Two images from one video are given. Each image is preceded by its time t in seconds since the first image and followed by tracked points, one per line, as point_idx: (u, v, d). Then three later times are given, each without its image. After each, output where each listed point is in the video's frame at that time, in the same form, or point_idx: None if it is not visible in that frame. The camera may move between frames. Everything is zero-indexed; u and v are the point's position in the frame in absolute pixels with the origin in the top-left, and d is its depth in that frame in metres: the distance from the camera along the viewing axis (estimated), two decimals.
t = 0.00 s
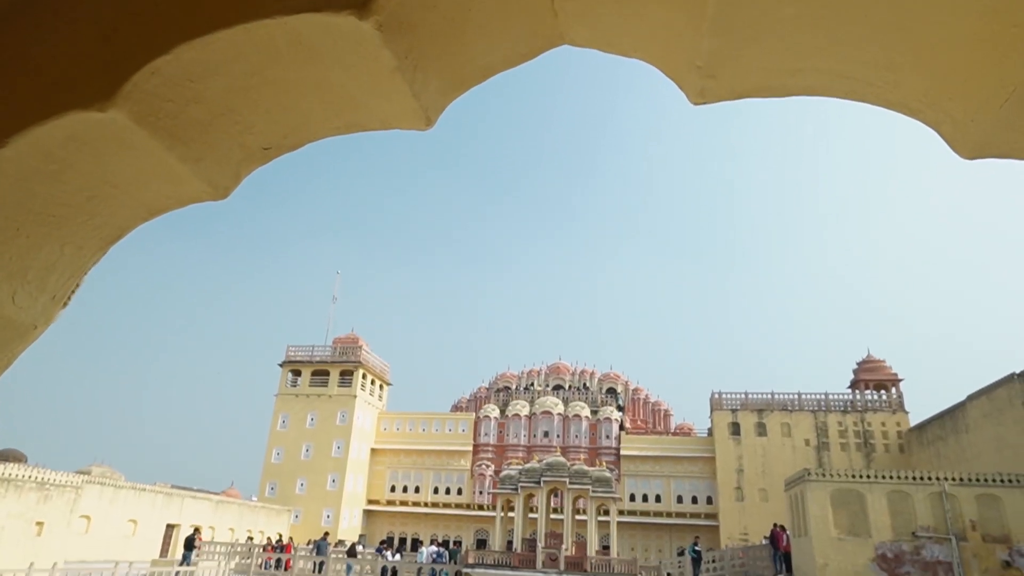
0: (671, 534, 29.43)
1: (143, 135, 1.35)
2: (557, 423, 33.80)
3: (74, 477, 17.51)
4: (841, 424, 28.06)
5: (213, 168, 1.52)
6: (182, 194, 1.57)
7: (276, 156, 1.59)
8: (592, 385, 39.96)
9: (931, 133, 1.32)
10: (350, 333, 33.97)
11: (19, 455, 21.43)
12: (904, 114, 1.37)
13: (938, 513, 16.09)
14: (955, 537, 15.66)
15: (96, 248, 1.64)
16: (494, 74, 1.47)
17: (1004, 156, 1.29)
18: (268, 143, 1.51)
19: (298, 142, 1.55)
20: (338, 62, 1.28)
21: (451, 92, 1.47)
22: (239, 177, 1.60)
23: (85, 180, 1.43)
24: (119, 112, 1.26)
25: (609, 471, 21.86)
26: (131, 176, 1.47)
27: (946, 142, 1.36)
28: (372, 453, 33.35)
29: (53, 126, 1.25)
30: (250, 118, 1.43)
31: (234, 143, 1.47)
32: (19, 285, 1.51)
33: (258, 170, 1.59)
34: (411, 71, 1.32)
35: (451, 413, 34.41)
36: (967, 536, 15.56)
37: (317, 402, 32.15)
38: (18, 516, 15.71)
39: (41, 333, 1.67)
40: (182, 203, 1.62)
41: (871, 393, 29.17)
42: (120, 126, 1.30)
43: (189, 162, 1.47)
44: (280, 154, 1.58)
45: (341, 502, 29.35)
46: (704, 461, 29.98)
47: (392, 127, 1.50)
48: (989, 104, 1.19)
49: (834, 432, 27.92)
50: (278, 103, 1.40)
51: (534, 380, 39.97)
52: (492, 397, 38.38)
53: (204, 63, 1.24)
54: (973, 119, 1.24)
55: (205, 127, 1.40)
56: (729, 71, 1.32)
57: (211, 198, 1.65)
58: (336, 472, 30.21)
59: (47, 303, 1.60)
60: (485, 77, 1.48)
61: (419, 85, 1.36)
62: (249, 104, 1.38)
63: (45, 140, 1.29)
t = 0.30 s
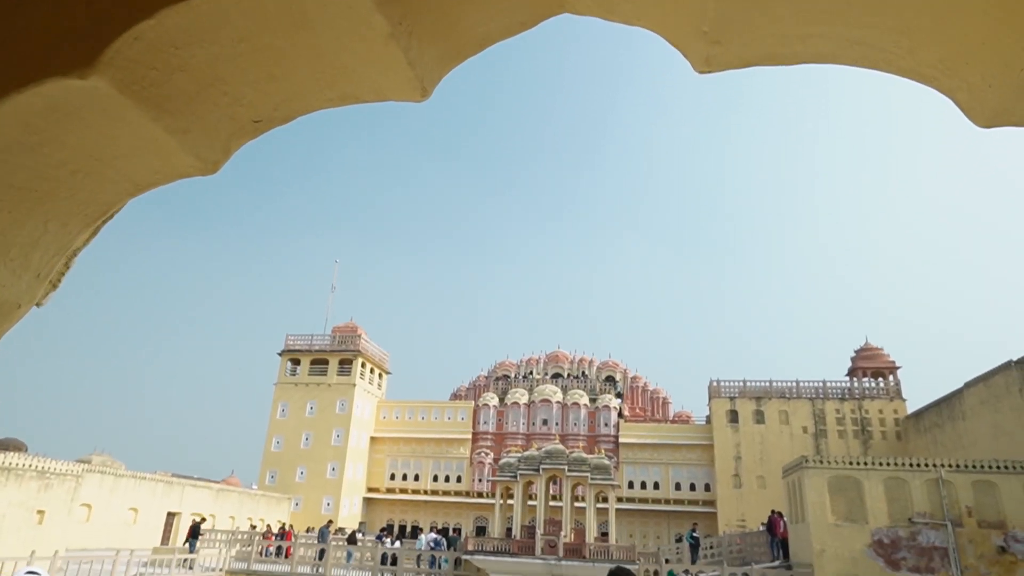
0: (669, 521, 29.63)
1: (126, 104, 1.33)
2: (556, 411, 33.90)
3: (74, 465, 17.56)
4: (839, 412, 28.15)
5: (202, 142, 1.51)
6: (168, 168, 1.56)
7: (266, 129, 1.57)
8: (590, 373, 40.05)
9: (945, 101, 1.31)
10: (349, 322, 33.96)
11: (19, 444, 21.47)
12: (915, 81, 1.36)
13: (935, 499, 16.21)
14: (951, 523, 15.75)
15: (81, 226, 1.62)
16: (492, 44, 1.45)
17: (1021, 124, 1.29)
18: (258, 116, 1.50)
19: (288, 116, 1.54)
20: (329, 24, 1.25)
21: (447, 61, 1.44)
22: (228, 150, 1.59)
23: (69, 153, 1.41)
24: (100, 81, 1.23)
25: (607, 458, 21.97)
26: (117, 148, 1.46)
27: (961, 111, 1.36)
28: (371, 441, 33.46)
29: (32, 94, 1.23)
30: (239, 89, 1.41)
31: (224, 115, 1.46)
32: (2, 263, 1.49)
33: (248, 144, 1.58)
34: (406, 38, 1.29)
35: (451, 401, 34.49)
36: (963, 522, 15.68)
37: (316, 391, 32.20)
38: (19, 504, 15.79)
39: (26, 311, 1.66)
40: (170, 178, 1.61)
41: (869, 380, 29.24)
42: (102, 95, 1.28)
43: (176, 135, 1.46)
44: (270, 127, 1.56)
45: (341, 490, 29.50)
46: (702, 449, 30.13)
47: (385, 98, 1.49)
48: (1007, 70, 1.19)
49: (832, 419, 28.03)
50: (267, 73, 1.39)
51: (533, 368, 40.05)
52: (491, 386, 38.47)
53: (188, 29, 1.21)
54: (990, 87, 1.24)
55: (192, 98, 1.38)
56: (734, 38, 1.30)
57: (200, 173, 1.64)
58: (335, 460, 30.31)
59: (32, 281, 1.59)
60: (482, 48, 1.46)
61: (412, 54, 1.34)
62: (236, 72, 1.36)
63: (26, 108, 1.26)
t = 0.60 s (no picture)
0: (667, 507, 29.84)
1: (108, 79, 1.31)
2: (554, 399, 34.00)
3: (74, 454, 17.60)
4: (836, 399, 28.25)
5: (188, 119, 1.50)
6: (153, 144, 1.55)
7: (253, 104, 1.57)
8: (589, 361, 40.14)
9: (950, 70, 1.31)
10: (347, 311, 33.92)
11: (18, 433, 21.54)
12: (920, 51, 1.36)
13: (931, 485, 16.31)
14: (947, 508, 15.85)
15: (65, 206, 1.60)
16: (484, 17, 1.44)
17: None
18: (245, 91, 1.50)
19: (277, 92, 1.54)
20: None
21: (438, 33, 1.44)
22: (215, 127, 1.59)
23: (49, 129, 1.40)
24: (81, 53, 1.22)
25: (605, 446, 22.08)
26: (100, 125, 1.45)
27: (967, 81, 1.37)
28: (370, 429, 33.57)
29: (12, 68, 1.21)
30: (224, 62, 1.40)
31: (211, 91, 1.45)
32: None
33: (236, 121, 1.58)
34: (397, 9, 1.29)
35: (449, 389, 34.57)
36: (959, 508, 15.80)
37: (315, 379, 32.23)
38: (20, 493, 15.83)
39: (9, 291, 1.65)
40: (156, 156, 1.62)
41: (867, 367, 29.32)
42: (84, 68, 1.26)
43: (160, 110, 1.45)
44: (257, 102, 1.55)
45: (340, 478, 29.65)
46: (700, 437, 30.28)
47: (375, 71, 1.48)
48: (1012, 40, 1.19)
49: (829, 406, 28.14)
50: (257, 46, 1.40)
51: (531, 356, 40.14)
52: (489, 374, 38.57)
53: None
54: (998, 57, 1.24)
55: (176, 71, 1.37)
56: (736, 7, 1.30)
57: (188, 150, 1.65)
58: (335, 449, 30.41)
59: (16, 260, 1.59)
60: (474, 21, 1.46)
61: (403, 25, 1.33)
62: (221, 43, 1.35)
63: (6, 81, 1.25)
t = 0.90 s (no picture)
0: (664, 494, 30.05)
1: (88, 48, 1.35)
2: (552, 387, 34.09)
3: (73, 443, 17.63)
4: (832, 386, 28.38)
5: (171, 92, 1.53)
6: (134, 120, 1.58)
7: (239, 80, 1.60)
8: (586, 350, 40.23)
9: (953, 39, 1.38)
10: (344, 299, 33.86)
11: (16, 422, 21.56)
12: (918, 22, 1.43)
13: (926, 472, 16.38)
14: (942, 495, 15.97)
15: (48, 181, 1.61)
16: None
17: None
18: (230, 66, 1.52)
19: (262, 65, 1.56)
20: None
21: (426, 9, 1.46)
22: (197, 104, 1.62)
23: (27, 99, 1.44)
24: (56, 22, 1.25)
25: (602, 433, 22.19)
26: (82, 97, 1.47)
27: (967, 53, 1.46)
28: (368, 418, 33.65)
29: None
30: (207, 36, 1.43)
31: (194, 65, 1.48)
32: None
33: (220, 97, 1.61)
34: None
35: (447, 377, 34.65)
36: (953, 494, 15.88)
37: (313, 367, 32.28)
38: (18, 482, 15.86)
39: None
40: (140, 131, 1.64)
41: (863, 355, 29.42)
42: (62, 38, 1.30)
43: (143, 84, 1.49)
44: (242, 78, 1.58)
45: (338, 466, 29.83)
46: (697, 424, 30.43)
47: (366, 45, 1.52)
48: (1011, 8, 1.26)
49: (826, 394, 28.26)
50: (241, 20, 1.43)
51: (529, 344, 40.24)
52: (487, 362, 38.66)
53: None
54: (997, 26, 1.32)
55: (158, 44, 1.40)
56: None
57: (172, 125, 1.68)
58: (333, 437, 30.55)
59: None
60: None
61: None
62: (202, 16, 1.37)
63: None
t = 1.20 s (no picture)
0: (660, 481, 30.26)
1: (71, 25, 1.36)
2: (549, 375, 34.18)
3: (71, 432, 17.65)
4: (828, 374, 28.48)
5: (157, 68, 1.56)
6: (119, 98, 1.59)
7: (225, 55, 1.64)
8: (583, 338, 40.29)
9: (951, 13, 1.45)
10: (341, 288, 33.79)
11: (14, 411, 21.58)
12: None
13: (920, 458, 16.48)
14: (936, 481, 16.07)
15: (32, 159, 1.61)
16: None
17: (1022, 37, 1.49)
18: (218, 42, 1.58)
19: (248, 40, 1.62)
20: None
21: None
22: (183, 78, 1.65)
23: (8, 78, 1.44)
24: None
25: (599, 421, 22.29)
26: (65, 74, 1.48)
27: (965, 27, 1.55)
28: (366, 406, 33.74)
29: None
30: (194, 11, 1.47)
31: (178, 37, 1.50)
32: None
33: (205, 71, 1.64)
34: None
35: (445, 365, 34.72)
36: (946, 480, 15.98)
37: (310, 356, 32.30)
38: (17, 470, 15.88)
39: None
40: (123, 109, 1.65)
41: (859, 342, 29.50)
42: (46, 14, 1.31)
43: (128, 58, 1.51)
44: (229, 53, 1.63)
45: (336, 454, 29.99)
46: (694, 412, 30.59)
47: (352, 19, 1.60)
48: None
49: (821, 381, 28.39)
50: None
51: (526, 333, 40.28)
52: (485, 350, 38.72)
53: None
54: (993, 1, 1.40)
55: (141, 20, 1.42)
56: None
57: (156, 103, 1.71)
58: (331, 425, 30.64)
59: None
60: None
61: None
62: None
63: None
